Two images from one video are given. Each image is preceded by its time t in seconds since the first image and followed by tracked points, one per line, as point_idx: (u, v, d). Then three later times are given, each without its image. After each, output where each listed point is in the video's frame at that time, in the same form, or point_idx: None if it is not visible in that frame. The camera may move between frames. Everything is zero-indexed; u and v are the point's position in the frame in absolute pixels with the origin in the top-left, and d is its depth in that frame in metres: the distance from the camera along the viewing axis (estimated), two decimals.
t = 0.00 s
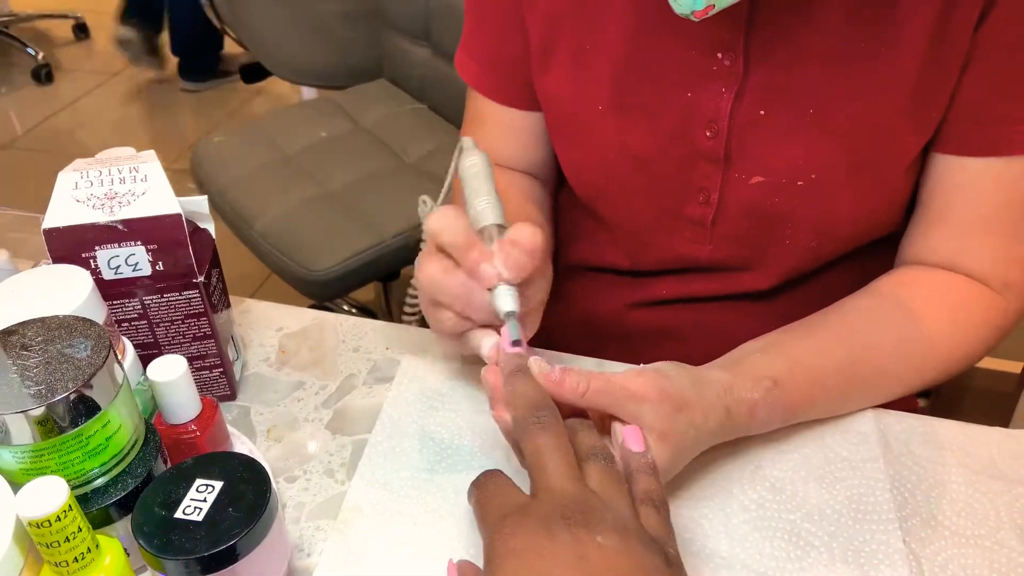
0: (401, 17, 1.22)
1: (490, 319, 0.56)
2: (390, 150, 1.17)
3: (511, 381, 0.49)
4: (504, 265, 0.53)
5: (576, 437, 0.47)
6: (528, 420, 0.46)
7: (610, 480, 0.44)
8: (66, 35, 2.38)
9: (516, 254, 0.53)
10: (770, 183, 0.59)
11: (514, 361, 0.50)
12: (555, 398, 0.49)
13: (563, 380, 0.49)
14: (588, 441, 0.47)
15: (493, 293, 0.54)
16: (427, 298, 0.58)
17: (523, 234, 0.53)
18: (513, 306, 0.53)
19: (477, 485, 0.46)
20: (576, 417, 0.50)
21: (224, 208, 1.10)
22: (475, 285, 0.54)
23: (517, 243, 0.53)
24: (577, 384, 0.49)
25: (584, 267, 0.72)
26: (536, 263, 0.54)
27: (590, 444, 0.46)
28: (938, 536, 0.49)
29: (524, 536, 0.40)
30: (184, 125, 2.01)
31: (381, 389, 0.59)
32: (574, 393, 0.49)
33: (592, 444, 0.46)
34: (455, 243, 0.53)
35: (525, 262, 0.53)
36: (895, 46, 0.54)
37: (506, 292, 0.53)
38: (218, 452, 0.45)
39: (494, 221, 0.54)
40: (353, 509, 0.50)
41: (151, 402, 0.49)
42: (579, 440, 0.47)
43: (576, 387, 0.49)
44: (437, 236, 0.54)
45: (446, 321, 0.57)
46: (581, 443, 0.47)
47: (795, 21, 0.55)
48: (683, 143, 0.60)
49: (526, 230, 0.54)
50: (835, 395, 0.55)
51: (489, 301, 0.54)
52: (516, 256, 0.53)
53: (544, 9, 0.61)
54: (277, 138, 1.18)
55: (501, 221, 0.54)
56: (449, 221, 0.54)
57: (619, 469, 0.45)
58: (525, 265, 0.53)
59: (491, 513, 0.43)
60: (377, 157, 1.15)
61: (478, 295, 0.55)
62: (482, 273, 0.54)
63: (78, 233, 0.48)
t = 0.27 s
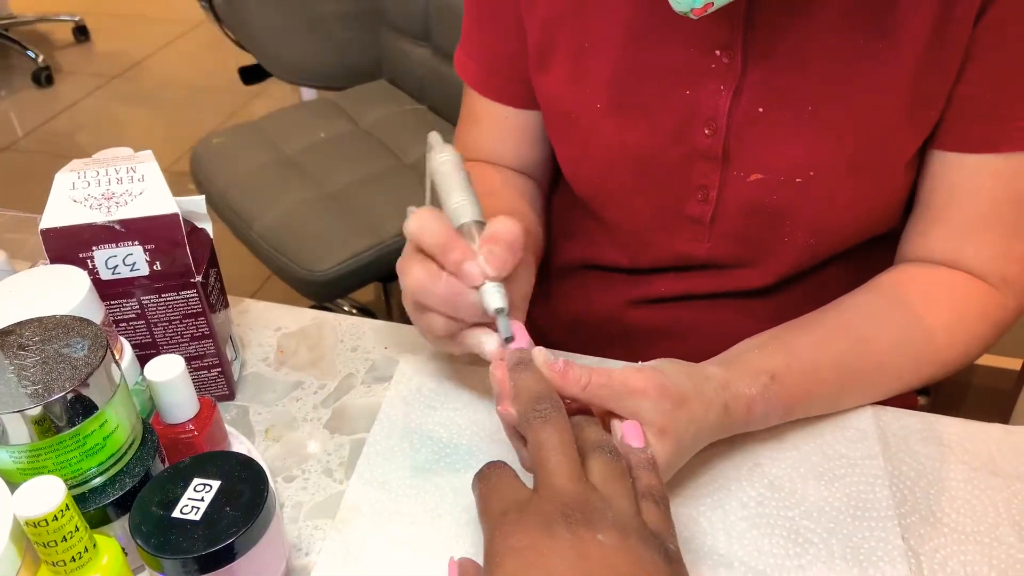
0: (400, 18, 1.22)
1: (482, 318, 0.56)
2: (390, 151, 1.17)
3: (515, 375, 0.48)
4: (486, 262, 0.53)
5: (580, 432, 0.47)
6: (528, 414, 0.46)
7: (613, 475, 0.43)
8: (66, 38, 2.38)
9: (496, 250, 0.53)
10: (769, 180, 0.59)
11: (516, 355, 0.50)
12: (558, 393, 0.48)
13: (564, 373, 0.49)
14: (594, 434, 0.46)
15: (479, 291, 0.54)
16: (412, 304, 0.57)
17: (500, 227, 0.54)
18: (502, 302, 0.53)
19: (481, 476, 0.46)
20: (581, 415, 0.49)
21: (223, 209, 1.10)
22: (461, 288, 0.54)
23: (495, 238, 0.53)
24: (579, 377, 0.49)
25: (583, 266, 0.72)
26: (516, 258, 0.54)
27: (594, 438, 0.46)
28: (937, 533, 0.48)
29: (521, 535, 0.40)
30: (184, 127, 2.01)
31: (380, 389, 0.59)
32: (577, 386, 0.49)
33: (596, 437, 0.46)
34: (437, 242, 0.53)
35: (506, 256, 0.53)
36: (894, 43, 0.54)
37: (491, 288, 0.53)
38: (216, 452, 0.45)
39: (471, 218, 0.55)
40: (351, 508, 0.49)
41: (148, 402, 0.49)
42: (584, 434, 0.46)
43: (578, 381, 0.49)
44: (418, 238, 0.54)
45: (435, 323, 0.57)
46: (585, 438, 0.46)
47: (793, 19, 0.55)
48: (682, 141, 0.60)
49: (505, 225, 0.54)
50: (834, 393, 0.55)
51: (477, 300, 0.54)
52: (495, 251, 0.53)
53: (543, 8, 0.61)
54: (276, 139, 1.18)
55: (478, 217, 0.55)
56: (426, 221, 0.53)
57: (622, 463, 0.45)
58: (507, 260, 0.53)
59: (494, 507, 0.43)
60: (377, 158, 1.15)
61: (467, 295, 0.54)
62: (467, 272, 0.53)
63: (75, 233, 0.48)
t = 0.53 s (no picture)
0: (398, 17, 1.22)
1: (495, 304, 0.56)
2: (388, 150, 1.16)
3: (509, 371, 0.49)
4: (515, 251, 0.53)
5: (571, 429, 0.47)
6: (524, 415, 0.46)
7: (604, 479, 0.43)
8: (66, 39, 2.39)
9: (527, 239, 0.53)
10: (766, 176, 0.59)
11: (512, 351, 0.50)
12: (552, 392, 0.49)
13: (559, 375, 0.48)
14: (583, 432, 0.47)
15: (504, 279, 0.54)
16: (427, 271, 0.57)
17: (529, 217, 0.54)
18: (525, 292, 0.52)
19: (469, 478, 0.45)
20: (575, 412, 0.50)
21: (221, 209, 1.10)
22: (484, 271, 0.54)
23: (525, 227, 0.53)
24: (576, 381, 0.48)
25: (581, 263, 0.71)
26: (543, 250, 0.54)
27: (584, 438, 0.46)
28: (935, 530, 0.48)
29: (515, 535, 0.40)
30: (183, 127, 2.01)
31: (376, 389, 0.59)
32: (574, 389, 0.48)
33: (587, 437, 0.46)
34: (469, 223, 0.54)
35: (536, 247, 0.53)
36: (892, 37, 0.54)
37: (516, 276, 0.53)
38: (210, 453, 0.45)
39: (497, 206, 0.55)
40: (347, 509, 0.49)
41: (144, 404, 0.48)
42: (574, 432, 0.47)
43: (576, 384, 0.48)
44: (451, 215, 0.54)
45: (447, 296, 0.57)
46: (575, 436, 0.46)
47: (790, 13, 0.55)
48: (678, 137, 0.59)
49: (534, 215, 0.54)
50: (833, 389, 0.55)
51: (499, 286, 0.54)
52: (527, 241, 0.53)
53: (539, 4, 0.61)
54: (273, 138, 1.18)
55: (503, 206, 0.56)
56: (460, 203, 0.54)
57: (613, 464, 0.45)
58: (536, 250, 0.53)
59: (482, 511, 0.43)
60: (374, 157, 1.14)
61: (489, 280, 0.54)
62: (493, 258, 0.53)
63: (69, 234, 0.48)
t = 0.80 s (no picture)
0: (394, 12, 1.21)
1: (481, 302, 0.55)
2: (385, 146, 1.16)
3: (505, 364, 0.48)
4: (501, 247, 0.51)
5: (571, 425, 0.46)
6: (521, 409, 0.45)
7: (605, 472, 0.43)
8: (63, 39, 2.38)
9: (512, 237, 0.50)
10: (763, 167, 0.58)
11: (509, 344, 0.49)
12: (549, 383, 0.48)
13: (557, 364, 0.48)
14: (583, 429, 0.46)
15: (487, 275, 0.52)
16: (414, 272, 0.57)
17: (517, 213, 0.51)
18: (508, 290, 0.51)
19: (472, 474, 0.45)
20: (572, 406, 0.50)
21: (219, 207, 1.10)
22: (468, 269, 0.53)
23: (513, 226, 0.50)
24: (571, 367, 0.48)
25: (578, 257, 0.71)
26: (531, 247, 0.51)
27: (585, 434, 0.46)
28: (934, 521, 0.48)
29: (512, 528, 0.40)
30: (181, 126, 2.01)
31: (374, 384, 0.59)
32: (570, 376, 0.48)
33: (587, 433, 0.46)
34: (452, 218, 0.52)
35: (523, 246, 0.51)
36: (888, 24, 0.53)
37: (499, 273, 0.51)
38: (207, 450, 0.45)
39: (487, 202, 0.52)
40: (346, 504, 0.49)
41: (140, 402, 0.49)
42: (573, 429, 0.46)
43: (571, 370, 0.48)
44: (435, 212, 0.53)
45: (434, 297, 0.57)
46: (575, 433, 0.46)
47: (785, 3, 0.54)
48: (674, 128, 0.59)
49: (521, 213, 0.51)
50: (830, 381, 0.55)
51: (482, 283, 0.53)
52: (512, 238, 0.50)
53: None
54: (271, 136, 1.18)
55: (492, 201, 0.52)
56: (448, 199, 0.53)
57: (613, 458, 0.45)
58: (522, 248, 0.51)
59: (486, 501, 0.43)
60: (372, 153, 1.14)
61: (472, 275, 0.53)
62: (478, 255, 0.52)
63: (63, 232, 0.48)
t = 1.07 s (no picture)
0: (393, 11, 1.22)
1: (484, 301, 0.56)
2: (384, 145, 1.16)
3: (508, 363, 0.49)
4: (476, 240, 0.54)
5: (568, 419, 0.47)
6: (524, 404, 0.46)
7: (602, 469, 0.43)
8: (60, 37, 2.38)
9: (482, 226, 0.55)
10: (764, 168, 0.59)
11: (511, 340, 0.50)
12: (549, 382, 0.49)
13: (559, 363, 0.49)
14: (581, 425, 0.47)
15: (475, 272, 0.54)
16: (412, 298, 0.57)
17: (484, 207, 0.56)
18: (498, 275, 0.54)
19: (469, 470, 0.45)
20: (571, 399, 0.50)
21: (219, 205, 1.10)
22: (456, 275, 0.54)
23: (482, 218, 0.55)
24: (572, 370, 0.49)
25: (579, 255, 0.72)
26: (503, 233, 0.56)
27: (581, 429, 0.46)
28: (933, 518, 0.49)
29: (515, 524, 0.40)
30: (179, 124, 2.01)
31: (376, 382, 0.59)
32: (572, 378, 0.49)
33: (585, 428, 0.46)
34: (425, 232, 0.54)
35: (495, 232, 0.55)
36: (887, 27, 0.54)
37: (486, 264, 0.54)
38: (211, 446, 0.45)
39: (455, 207, 0.57)
40: (349, 501, 0.50)
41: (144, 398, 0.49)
42: (573, 425, 0.46)
43: (573, 373, 0.49)
44: (404, 233, 0.54)
45: (438, 314, 0.56)
46: (572, 427, 0.46)
47: (785, 4, 0.55)
48: (673, 128, 0.59)
49: (489, 204, 0.57)
50: (829, 379, 0.55)
51: (475, 283, 0.54)
52: (483, 229, 0.55)
53: None
54: (270, 134, 1.18)
55: (461, 204, 0.57)
56: (410, 215, 0.54)
57: (610, 454, 0.46)
58: (495, 235, 0.55)
59: (482, 497, 0.43)
60: (371, 152, 1.14)
61: (463, 280, 0.54)
62: (459, 256, 0.54)
63: (67, 229, 0.48)
